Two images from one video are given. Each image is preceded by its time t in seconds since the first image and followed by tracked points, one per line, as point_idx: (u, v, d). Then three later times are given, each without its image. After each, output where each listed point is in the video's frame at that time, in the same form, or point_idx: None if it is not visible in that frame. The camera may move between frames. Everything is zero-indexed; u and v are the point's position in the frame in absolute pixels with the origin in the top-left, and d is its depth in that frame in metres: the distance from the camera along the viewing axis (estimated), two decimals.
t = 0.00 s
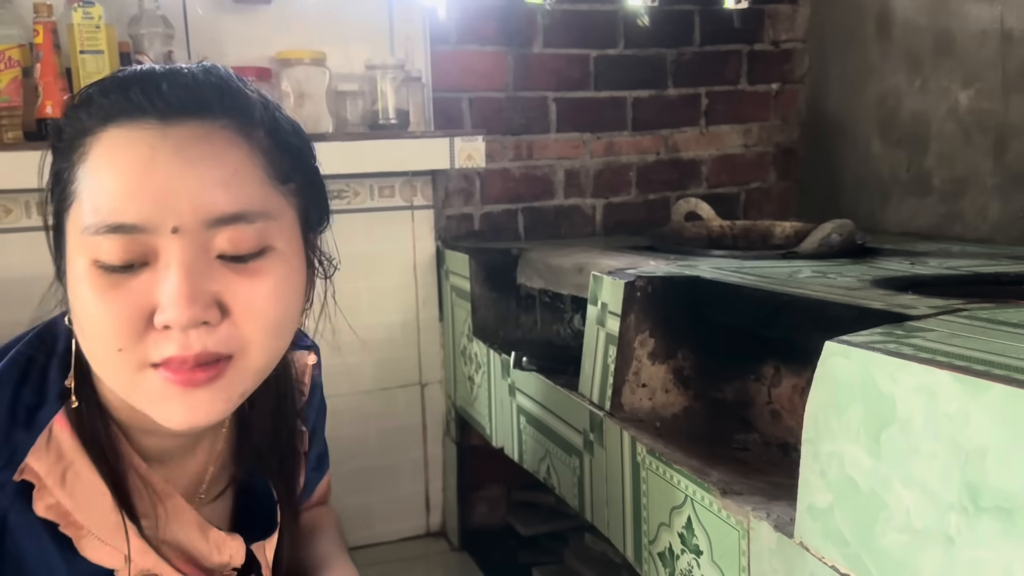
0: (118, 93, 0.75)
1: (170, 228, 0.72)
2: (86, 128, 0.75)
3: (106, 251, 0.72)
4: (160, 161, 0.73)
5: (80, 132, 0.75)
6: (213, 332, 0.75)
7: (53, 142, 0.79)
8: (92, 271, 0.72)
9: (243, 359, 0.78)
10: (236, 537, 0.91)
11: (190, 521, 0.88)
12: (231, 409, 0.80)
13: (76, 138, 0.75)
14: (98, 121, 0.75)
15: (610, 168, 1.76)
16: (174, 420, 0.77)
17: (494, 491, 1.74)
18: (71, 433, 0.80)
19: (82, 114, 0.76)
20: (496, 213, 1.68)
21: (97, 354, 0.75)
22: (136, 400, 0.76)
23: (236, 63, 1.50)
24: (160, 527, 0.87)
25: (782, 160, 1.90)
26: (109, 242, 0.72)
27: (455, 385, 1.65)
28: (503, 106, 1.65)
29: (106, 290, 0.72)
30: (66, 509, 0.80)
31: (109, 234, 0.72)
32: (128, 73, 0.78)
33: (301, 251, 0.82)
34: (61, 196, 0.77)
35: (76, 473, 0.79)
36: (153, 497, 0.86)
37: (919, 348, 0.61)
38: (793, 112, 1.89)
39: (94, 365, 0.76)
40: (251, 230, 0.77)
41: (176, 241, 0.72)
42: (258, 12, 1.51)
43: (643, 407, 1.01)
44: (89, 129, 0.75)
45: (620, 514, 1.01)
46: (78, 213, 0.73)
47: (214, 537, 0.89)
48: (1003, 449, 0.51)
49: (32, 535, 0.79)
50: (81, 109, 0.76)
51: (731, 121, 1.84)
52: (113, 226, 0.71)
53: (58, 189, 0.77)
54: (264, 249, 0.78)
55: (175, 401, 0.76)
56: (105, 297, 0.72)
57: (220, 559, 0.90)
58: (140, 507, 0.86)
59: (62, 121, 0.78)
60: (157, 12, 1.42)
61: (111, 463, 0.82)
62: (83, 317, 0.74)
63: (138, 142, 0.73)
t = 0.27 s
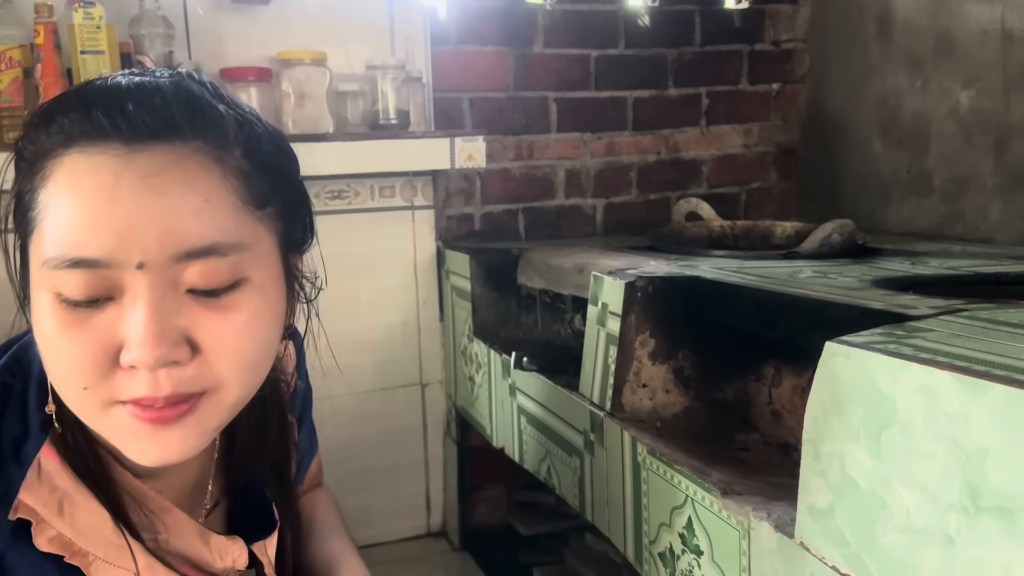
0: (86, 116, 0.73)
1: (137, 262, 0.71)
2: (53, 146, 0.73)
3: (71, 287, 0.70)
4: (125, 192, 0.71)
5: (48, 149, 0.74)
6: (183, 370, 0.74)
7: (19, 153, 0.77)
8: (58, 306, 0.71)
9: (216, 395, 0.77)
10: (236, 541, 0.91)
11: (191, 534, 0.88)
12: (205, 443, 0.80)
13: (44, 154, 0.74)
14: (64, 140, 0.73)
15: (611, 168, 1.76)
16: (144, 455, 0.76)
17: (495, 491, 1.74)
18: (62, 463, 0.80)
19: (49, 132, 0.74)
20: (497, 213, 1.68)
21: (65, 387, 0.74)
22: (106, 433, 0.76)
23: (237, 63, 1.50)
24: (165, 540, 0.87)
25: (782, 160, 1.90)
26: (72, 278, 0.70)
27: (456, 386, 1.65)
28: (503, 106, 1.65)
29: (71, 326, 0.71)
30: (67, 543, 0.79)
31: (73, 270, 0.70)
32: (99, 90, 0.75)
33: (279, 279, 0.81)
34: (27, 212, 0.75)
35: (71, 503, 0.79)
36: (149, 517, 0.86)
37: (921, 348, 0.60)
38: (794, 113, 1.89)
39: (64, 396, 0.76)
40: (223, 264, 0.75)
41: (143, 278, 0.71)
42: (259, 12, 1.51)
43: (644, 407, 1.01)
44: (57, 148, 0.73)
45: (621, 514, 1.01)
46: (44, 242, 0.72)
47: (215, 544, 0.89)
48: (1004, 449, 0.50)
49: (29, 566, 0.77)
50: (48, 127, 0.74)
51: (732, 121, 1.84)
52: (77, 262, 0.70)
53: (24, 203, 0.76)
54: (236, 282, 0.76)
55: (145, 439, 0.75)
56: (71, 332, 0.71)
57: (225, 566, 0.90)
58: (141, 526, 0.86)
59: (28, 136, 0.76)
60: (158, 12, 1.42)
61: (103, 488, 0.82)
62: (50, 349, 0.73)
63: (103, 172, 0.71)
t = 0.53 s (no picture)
0: (93, 123, 0.73)
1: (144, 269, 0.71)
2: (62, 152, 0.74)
3: (80, 292, 0.71)
4: (132, 200, 0.71)
5: (57, 154, 0.74)
6: (190, 373, 0.75)
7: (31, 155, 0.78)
8: (68, 309, 0.72)
9: (222, 397, 0.78)
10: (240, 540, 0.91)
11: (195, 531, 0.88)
12: (212, 443, 0.80)
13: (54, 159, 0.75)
14: (73, 146, 0.73)
15: (611, 168, 1.76)
16: (152, 454, 0.78)
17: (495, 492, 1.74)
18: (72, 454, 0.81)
19: (58, 137, 0.75)
20: (498, 213, 1.68)
21: (76, 388, 0.75)
22: (116, 431, 0.77)
23: (237, 64, 1.50)
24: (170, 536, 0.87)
25: (783, 161, 1.90)
26: (81, 283, 0.71)
27: (456, 386, 1.65)
28: (504, 106, 1.65)
29: (81, 329, 0.72)
30: (75, 530, 0.79)
31: (82, 275, 0.71)
32: (109, 95, 0.76)
33: (284, 283, 0.81)
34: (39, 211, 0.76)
35: (81, 491, 0.80)
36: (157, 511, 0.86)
37: (921, 348, 0.60)
38: (795, 113, 1.89)
39: (75, 395, 0.77)
40: (230, 269, 0.75)
41: (150, 285, 0.71)
42: (259, 13, 1.51)
43: (644, 407, 1.01)
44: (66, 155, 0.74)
45: (621, 514, 1.01)
46: (54, 244, 0.72)
47: (219, 542, 0.89)
48: (1004, 449, 0.50)
49: (36, 555, 0.77)
50: (57, 132, 0.75)
51: (733, 121, 1.84)
52: (86, 267, 0.71)
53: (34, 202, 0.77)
54: (241, 287, 0.76)
55: (154, 440, 0.77)
56: (81, 335, 0.72)
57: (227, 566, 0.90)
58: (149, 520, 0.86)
59: (40, 138, 0.77)
60: (159, 13, 1.42)
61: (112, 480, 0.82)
62: (60, 350, 0.74)
63: (112, 180, 0.71)
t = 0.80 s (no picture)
0: (129, 93, 0.75)
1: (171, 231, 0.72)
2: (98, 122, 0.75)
3: (112, 247, 0.72)
4: (163, 166, 0.72)
5: (92, 125, 0.76)
6: (211, 332, 0.75)
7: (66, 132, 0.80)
8: (99, 264, 0.73)
9: (241, 354, 0.79)
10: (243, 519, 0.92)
11: (202, 501, 0.88)
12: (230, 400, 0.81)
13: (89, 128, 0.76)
14: (111, 120, 0.75)
15: (612, 169, 1.76)
16: (172, 409, 0.78)
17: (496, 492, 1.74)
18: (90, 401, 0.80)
19: (93, 110, 0.76)
20: (498, 214, 1.68)
21: (104, 343, 0.76)
22: (138, 388, 0.78)
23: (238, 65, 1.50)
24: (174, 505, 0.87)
25: (784, 161, 1.90)
26: (113, 239, 0.72)
27: (457, 386, 1.65)
28: (504, 107, 1.65)
29: (112, 284, 0.73)
30: (85, 477, 0.78)
31: (115, 233, 0.72)
32: (138, 71, 0.77)
33: (304, 253, 0.82)
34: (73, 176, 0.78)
35: (93, 437, 0.79)
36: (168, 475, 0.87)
37: (921, 349, 0.60)
38: (796, 113, 1.89)
39: (102, 352, 0.78)
40: (253, 235, 0.76)
41: (177, 245, 0.73)
42: (260, 14, 1.51)
43: (645, 408, 1.01)
44: (102, 124, 0.75)
45: (622, 514, 1.01)
46: (88, 203, 0.74)
47: (223, 519, 0.90)
48: (1005, 449, 0.51)
49: (45, 491, 0.75)
50: (94, 104, 0.76)
51: (733, 122, 1.84)
52: (117, 225, 0.72)
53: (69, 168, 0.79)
54: (262, 253, 0.77)
55: (176, 393, 0.77)
56: (111, 289, 0.73)
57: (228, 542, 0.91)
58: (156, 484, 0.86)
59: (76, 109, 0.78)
60: (160, 14, 1.42)
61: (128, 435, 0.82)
62: (90, 305, 0.75)
63: (145, 147, 0.73)
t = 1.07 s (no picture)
0: (170, 68, 0.76)
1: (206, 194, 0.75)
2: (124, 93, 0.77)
3: (144, 205, 0.74)
4: (198, 132, 0.74)
5: (118, 97, 0.77)
6: (236, 293, 0.77)
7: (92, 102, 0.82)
8: (126, 223, 0.74)
9: (259, 318, 0.80)
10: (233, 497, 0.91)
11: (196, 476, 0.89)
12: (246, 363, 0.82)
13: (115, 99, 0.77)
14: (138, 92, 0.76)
15: (612, 169, 1.76)
16: (186, 368, 0.78)
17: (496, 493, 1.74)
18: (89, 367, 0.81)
19: (123, 81, 0.77)
20: (499, 215, 1.68)
21: (124, 304, 0.77)
22: (156, 350, 0.78)
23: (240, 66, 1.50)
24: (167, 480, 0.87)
25: (785, 161, 1.90)
26: (145, 198, 0.73)
27: (458, 386, 1.65)
28: (505, 108, 1.65)
29: (139, 243, 0.74)
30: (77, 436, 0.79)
31: (149, 194, 0.73)
32: (171, 49, 0.78)
33: (319, 224, 0.85)
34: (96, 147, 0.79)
35: (88, 399, 0.80)
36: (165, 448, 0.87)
37: (921, 350, 0.60)
38: (796, 114, 1.89)
39: (119, 315, 0.78)
40: (279, 204, 0.79)
41: (212, 208, 0.75)
42: (261, 15, 1.51)
43: (646, 408, 1.01)
44: (127, 94, 0.76)
45: (622, 515, 1.01)
46: (116, 165, 0.75)
47: (214, 494, 0.90)
48: (1005, 449, 0.51)
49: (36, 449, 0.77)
50: (121, 75, 0.78)
51: (734, 123, 1.84)
52: (151, 184, 0.73)
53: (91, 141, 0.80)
54: (287, 224, 0.80)
55: (194, 352, 0.78)
56: (138, 248, 0.74)
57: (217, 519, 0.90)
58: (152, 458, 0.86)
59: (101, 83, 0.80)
60: (161, 14, 1.42)
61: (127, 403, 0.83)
62: (112, 264, 0.76)
63: (180, 114, 0.75)
